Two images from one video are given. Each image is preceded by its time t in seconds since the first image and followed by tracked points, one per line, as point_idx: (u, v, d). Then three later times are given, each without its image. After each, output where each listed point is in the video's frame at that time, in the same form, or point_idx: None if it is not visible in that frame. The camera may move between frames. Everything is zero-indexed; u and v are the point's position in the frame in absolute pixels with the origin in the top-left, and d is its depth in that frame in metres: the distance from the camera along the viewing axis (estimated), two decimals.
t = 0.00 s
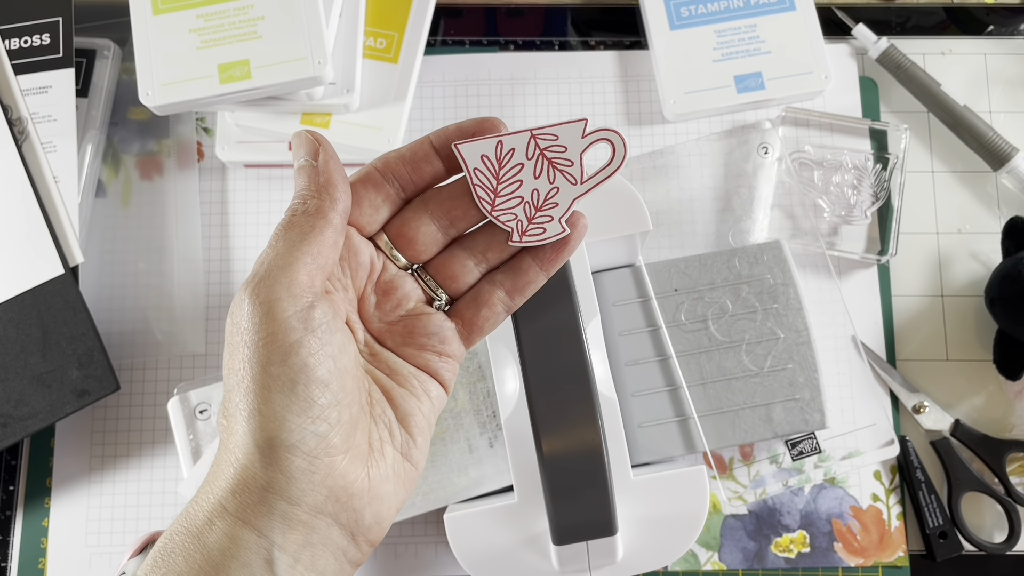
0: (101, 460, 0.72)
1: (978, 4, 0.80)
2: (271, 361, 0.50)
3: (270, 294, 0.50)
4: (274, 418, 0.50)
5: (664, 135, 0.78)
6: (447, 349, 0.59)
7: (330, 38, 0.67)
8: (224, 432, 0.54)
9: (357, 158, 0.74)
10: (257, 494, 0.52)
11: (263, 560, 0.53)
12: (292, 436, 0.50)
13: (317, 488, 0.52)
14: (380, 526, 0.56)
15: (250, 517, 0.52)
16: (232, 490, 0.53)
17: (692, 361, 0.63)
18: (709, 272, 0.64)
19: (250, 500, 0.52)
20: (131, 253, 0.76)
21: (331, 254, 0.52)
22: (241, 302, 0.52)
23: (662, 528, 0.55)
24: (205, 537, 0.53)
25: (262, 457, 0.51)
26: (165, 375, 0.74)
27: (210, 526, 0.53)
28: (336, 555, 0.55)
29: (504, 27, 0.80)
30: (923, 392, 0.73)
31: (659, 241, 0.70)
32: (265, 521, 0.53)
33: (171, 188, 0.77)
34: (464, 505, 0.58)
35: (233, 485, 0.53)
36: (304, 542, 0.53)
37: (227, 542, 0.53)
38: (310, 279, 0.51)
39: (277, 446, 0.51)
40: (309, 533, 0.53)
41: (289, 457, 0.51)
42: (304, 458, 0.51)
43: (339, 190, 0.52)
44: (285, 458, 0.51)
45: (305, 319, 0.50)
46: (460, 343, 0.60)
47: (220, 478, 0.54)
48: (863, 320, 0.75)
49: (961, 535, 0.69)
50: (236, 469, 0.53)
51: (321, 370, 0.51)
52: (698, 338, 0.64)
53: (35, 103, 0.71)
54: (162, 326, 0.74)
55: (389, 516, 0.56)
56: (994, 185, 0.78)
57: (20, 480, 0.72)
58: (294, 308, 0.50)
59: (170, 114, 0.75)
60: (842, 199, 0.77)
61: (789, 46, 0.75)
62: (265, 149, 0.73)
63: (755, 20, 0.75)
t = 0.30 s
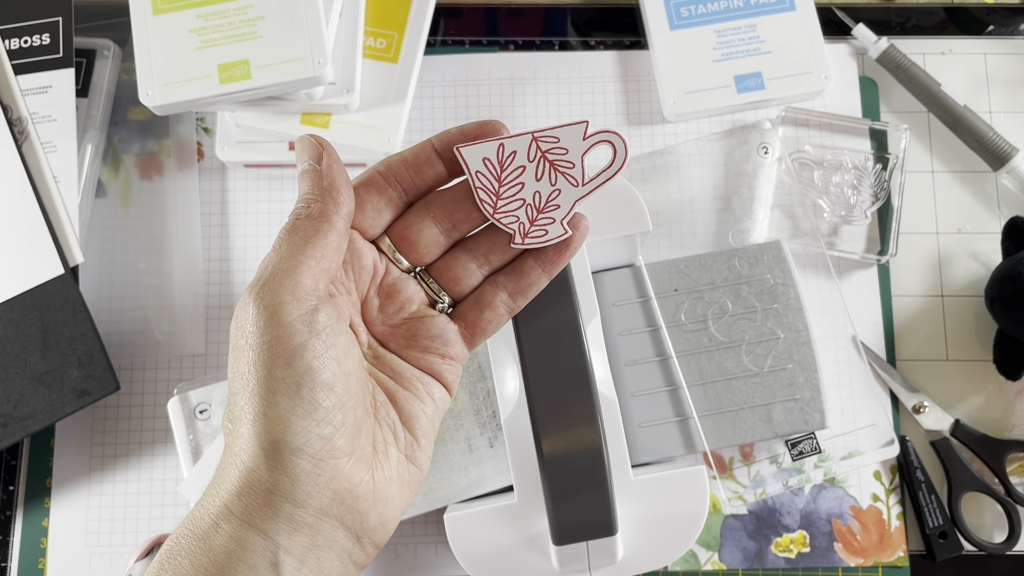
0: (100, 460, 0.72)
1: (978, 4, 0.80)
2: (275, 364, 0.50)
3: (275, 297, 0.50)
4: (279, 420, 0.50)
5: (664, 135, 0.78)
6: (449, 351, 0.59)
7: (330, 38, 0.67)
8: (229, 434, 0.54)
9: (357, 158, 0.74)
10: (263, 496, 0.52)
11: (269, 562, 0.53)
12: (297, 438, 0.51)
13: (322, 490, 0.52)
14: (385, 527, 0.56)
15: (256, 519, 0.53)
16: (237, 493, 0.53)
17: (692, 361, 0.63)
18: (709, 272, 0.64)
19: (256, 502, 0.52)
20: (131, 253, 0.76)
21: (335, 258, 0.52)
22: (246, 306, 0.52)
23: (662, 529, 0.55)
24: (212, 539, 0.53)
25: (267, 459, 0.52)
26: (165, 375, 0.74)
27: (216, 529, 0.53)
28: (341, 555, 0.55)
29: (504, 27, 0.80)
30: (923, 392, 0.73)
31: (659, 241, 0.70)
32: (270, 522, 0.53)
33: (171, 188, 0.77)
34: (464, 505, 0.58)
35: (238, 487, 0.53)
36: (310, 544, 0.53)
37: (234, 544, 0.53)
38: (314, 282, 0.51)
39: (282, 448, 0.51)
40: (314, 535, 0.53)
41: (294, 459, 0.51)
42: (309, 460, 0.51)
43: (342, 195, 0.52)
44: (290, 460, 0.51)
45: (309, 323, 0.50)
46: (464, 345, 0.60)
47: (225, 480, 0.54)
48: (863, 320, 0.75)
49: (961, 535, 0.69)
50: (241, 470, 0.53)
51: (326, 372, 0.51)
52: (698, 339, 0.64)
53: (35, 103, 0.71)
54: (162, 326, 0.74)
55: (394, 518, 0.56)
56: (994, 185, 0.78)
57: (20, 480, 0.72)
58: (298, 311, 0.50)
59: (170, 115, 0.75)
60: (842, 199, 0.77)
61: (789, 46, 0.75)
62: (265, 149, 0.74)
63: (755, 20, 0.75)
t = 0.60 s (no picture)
0: (100, 460, 0.72)
1: (978, 4, 0.80)
2: (277, 364, 0.50)
3: (277, 296, 0.50)
4: (281, 420, 0.50)
5: (664, 135, 0.78)
6: (451, 351, 0.59)
7: (330, 38, 0.67)
8: (231, 434, 0.54)
9: (357, 158, 0.74)
10: (264, 496, 0.52)
11: (270, 562, 0.53)
12: (299, 438, 0.51)
13: (324, 490, 0.52)
14: (387, 527, 0.56)
15: (258, 519, 0.53)
16: (239, 492, 0.53)
17: (692, 361, 0.63)
18: (709, 272, 0.64)
19: (258, 501, 0.52)
20: (131, 253, 0.76)
21: (337, 257, 0.52)
22: (248, 306, 0.52)
23: (662, 529, 0.55)
24: (213, 539, 0.53)
25: (269, 459, 0.52)
26: (165, 375, 0.74)
27: (217, 529, 0.53)
28: (343, 555, 0.55)
29: (504, 27, 0.80)
30: (923, 392, 0.73)
31: (659, 241, 0.70)
32: (272, 522, 0.53)
33: (171, 188, 0.77)
34: (463, 505, 0.58)
35: (240, 487, 0.53)
36: (311, 543, 0.53)
37: (236, 544, 0.53)
38: (317, 282, 0.51)
39: (284, 448, 0.51)
40: (316, 535, 0.53)
41: (296, 459, 0.51)
42: (311, 460, 0.51)
43: (345, 195, 0.52)
44: (292, 459, 0.51)
45: (311, 322, 0.50)
46: (465, 345, 0.60)
47: (227, 480, 0.54)
48: (863, 320, 0.75)
49: (961, 535, 0.69)
50: (243, 471, 0.53)
51: (327, 372, 0.51)
52: (698, 339, 0.64)
53: (35, 103, 0.71)
54: (162, 326, 0.74)
55: (396, 518, 0.56)
56: (994, 185, 0.78)
57: (20, 480, 0.72)
58: (301, 311, 0.50)
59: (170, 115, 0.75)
60: (842, 199, 0.77)
61: (789, 46, 0.75)
62: (265, 149, 0.74)
63: (755, 20, 0.75)
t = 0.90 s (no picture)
0: (100, 460, 0.72)
1: (978, 4, 0.80)
2: (277, 364, 0.50)
3: (278, 297, 0.50)
4: (282, 419, 0.50)
5: (664, 135, 0.78)
6: (452, 351, 0.59)
7: (330, 38, 0.67)
8: (232, 434, 0.54)
9: (357, 158, 0.74)
10: (265, 497, 0.52)
11: (271, 562, 0.53)
12: (300, 438, 0.51)
13: (324, 490, 0.52)
14: (387, 527, 0.56)
15: (259, 519, 0.53)
16: (240, 492, 0.53)
17: (692, 361, 0.63)
18: (709, 272, 0.64)
19: (259, 502, 0.52)
20: (132, 253, 0.76)
21: (337, 257, 0.52)
22: (249, 306, 0.52)
23: (662, 528, 0.55)
24: (214, 539, 0.53)
25: (270, 459, 0.52)
26: (165, 375, 0.74)
27: (218, 529, 0.53)
28: (344, 556, 0.55)
29: (504, 27, 0.80)
30: (923, 392, 0.73)
31: (659, 241, 0.70)
32: (272, 522, 0.53)
33: (171, 188, 0.77)
34: (464, 505, 0.58)
35: (241, 487, 0.53)
36: (312, 544, 0.53)
37: (236, 544, 0.53)
38: (318, 282, 0.51)
39: (284, 448, 0.51)
40: (317, 535, 0.53)
41: (297, 459, 0.51)
42: (312, 459, 0.51)
43: (346, 196, 0.52)
44: (293, 459, 0.51)
45: (312, 322, 0.50)
46: (466, 345, 0.60)
47: (228, 480, 0.54)
48: (862, 320, 0.75)
49: (961, 535, 0.69)
50: (243, 471, 0.53)
51: (328, 373, 0.51)
52: (698, 338, 0.64)
53: (35, 103, 0.71)
54: (162, 326, 0.74)
55: (396, 518, 0.56)
56: (994, 185, 0.78)
57: (20, 480, 0.72)
58: (302, 311, 0.50)
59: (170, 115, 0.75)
60: (842, 199, 0.77)
61: (789, 46, 0.75)
62: (265, 149, 0.74)
63: (755, 20, 0.75)
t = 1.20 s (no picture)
0: (100, 460, 0.72)
1: (978, 4, 0.80)
2: (280, 363, 0.50)
3: (298, 299, 0.50)
4: (276, 418, 0.50)
5: (664, 135, 0.78)
6: (431, 351, 0.60)
7: (330, 38, 0.67)
8: (214, 431, 0.54)
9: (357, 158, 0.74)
10: (248, 496, 0.51)
11: (252, 564, 0.51)
12: (290, 436, 0.51)
13: (309, 487, 0.52)
14: (369, 529, 0.56)
15: (240, 520, 0.51)
16: (221, 492, 0.52)
17: (692, 361, 0.63)
18: (709, 272, 0.64)
19: (241, 503, 0.51)
20: (132, 253, 0.76)
21: (363, 267, 0.52)
22: (261, 297, 0.51)
23: (662, 528, 0.55)
24: (192, 542, 0.51)
25: (257, 458, 0.51)
26: (165, 375, 0.74)
27: (197, 531, 0.52)
28: (326, 558, 0.55)
29: (505, 27, 0.80)
30: (923, 392, 0.73)
31: (659, 241, 0.70)
32: (255, 525, 0.51)
33: (171, 188, 0.77)
34: (464, 505, 0.58)
35: (223, 487, 0.52)
36: (295, 545, 0.53)
37: (215, 546, 0.51)
38: (337, 289, 0.51)
39: (272, 445, 0.51)
40: (300, 534, 0.53)
41: (285, 459, 0.51)
42: (300, 459, 0.51)
43: (389, 208, 0.52)
44: (282, 460, 0.51)
45: (325, 330, 0.51)
46: (445, 345, 0.61)
47: (208, 479, 0.53)
48: (862, 320, 0.75)
49: (960, 535, 0.69)
50: (226, 467, 0.52)
51: (329, 374, 0.51)
52: (698, 338, 0.64)
53: (35, 103, 0.71)
54: (162, 326, 0.74)
55: (377, 519, 0.57)
56: (994, 185, 0.78)
57: (20, 480, 0.72)
58: (317, 315, 0.51)
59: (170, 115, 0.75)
60: (842, 199, 0.77)
61: (789, 46, 0.75)
62: (265, 149, 0.74)
63: (756, 20, 0.75)
